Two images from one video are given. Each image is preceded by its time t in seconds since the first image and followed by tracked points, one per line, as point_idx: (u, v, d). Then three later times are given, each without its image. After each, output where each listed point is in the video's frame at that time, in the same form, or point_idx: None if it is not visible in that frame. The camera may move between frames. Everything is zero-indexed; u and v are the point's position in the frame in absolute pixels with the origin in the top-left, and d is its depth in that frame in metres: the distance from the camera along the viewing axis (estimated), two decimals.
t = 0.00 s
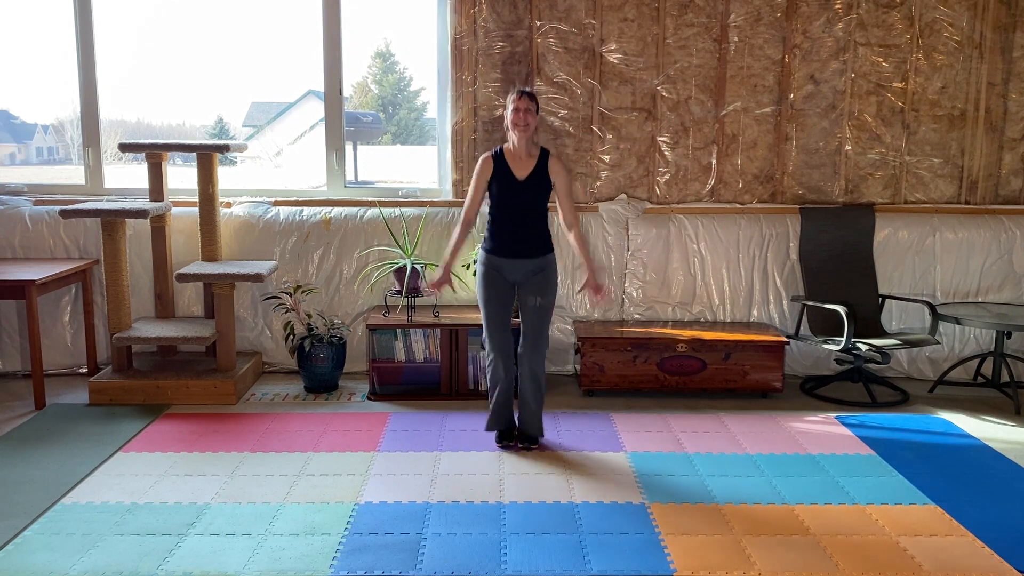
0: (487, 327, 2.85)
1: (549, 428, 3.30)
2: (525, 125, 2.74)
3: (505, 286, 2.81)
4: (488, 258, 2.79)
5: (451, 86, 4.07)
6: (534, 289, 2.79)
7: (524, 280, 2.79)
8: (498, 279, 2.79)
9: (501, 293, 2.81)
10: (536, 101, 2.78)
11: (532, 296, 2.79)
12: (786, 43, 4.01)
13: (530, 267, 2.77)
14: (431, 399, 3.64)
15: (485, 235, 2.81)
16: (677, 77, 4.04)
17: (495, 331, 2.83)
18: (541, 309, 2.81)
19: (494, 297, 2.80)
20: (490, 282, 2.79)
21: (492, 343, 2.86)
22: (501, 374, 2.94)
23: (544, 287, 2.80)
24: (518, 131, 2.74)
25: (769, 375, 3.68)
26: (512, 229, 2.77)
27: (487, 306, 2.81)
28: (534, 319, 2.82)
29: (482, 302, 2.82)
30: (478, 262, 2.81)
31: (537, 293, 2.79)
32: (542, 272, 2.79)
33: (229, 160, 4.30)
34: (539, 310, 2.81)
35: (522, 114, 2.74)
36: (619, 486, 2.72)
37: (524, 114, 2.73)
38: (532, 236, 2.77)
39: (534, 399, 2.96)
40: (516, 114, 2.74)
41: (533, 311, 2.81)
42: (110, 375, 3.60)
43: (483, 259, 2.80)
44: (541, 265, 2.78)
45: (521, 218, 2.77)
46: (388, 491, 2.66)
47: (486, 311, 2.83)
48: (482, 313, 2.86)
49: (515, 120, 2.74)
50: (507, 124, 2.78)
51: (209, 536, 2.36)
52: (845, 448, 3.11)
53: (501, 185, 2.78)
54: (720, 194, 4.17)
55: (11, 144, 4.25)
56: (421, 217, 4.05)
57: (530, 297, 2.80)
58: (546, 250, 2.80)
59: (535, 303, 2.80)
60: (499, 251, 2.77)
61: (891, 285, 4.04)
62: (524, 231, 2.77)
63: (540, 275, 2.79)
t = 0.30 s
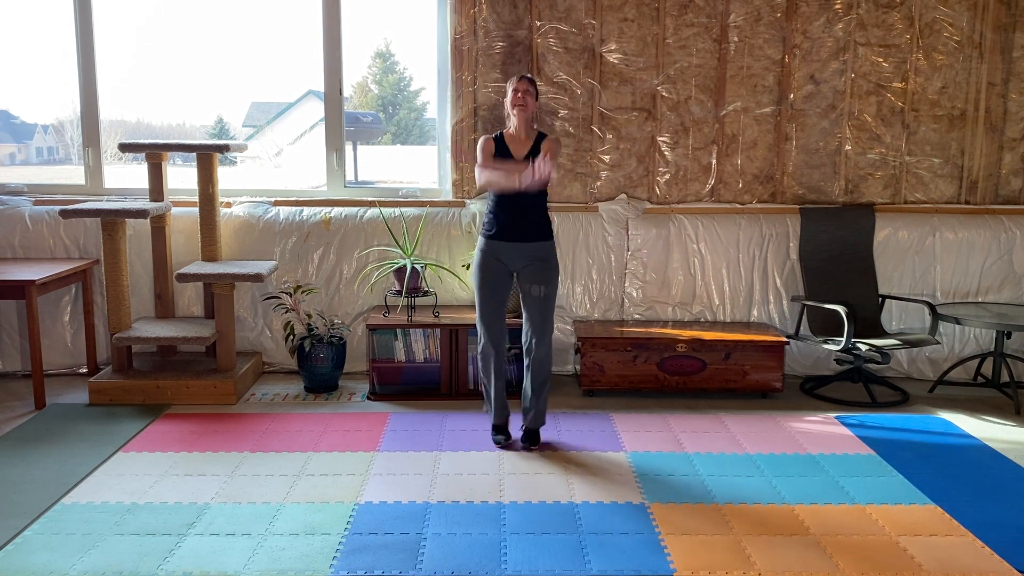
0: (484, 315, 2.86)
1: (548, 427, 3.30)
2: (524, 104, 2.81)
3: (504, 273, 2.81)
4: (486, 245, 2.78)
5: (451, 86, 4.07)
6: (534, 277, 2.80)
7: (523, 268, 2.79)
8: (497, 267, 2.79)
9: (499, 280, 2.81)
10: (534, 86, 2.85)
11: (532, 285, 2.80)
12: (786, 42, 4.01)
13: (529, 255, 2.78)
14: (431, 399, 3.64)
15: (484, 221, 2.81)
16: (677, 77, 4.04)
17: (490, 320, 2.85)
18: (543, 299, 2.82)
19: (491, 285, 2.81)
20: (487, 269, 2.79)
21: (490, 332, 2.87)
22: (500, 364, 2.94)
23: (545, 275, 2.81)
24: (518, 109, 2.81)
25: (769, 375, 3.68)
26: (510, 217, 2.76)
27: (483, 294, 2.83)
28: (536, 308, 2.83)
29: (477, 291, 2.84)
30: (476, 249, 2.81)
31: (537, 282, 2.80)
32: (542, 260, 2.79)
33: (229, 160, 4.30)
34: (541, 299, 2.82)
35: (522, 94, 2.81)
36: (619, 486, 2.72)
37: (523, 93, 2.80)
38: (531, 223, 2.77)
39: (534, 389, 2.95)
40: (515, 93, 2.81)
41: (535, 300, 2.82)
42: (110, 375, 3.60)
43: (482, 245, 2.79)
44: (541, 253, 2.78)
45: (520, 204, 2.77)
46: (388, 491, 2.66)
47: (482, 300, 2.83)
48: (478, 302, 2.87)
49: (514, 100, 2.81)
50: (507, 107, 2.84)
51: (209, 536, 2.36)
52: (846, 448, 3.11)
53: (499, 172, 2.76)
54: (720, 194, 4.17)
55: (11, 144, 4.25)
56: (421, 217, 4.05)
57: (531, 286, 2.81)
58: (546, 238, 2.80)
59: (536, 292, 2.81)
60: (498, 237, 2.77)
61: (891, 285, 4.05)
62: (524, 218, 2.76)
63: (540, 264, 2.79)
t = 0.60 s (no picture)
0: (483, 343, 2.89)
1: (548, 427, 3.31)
2: (518, 132, 2.80)
3: (502, 301, 2.84)
4: (482, 273, 2.83)
5: (451, 86, 4.07)
6: (539, 303, 2.81)
7: (525, 295, 2.81)
8: (496, 296, 2.82)
9: (497, 308, 2.84)
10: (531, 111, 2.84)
11: (538, 311, 2.81)
12: (786, 43, 4.01)
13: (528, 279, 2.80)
14: (431, 399, 3.64)
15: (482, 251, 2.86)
16: (677, 77, 4.04)
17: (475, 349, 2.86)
18: (550, 323, 2.82)
19: (487, 313, 2.83)
20: (484, 299, 2.82)
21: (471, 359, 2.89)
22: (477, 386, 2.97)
23: (548, 299, 2.82)
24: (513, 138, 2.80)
25: (770, 375, 3.68)
26: (507, 244, 2.80)
27: (472, 322, 2.83)
28: (549, 333, 2.83)
29: (465, 320, 2.85)
30: (472, 279, 2.85)
31: (542, 306, 2.81)
32: (543, 286, 2.81)
33: (229, 160, 4.30)
34: (550, 323, 2.82)
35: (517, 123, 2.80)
36: (620, 486, 2.72)
37: (518, 121, 2.79)
38: (528, 250, 2.80)
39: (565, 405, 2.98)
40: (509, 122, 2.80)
41: (545, 325, 2.82)
42: (110, 375, 3.60)
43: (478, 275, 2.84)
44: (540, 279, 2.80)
45: (518, 231, 2.81)
46: (388, 491, 2.66)
47: (467, 327, 2.85)
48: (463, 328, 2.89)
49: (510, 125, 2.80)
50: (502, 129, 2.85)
51: (209, 535, 2.36)
52: (846, 448, 3.10)
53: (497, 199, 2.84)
54: (720, 194, 4.17)
55: (11, 144, 4.25)
56: (421, 217, 4.05)
57: (536, 312, 2.82)
58: (544, 263, 2.82)
59: (543, 317, 2.82)
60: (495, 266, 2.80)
61: (891, 285, 4.05)
62: (521, 245, 2.80)
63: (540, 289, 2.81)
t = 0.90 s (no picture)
0: (483, 333, 2.89)
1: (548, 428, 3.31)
2: (518, 122, 2.75)
3: (502, 291, 2.84)
4: (483, 263, 2.82)
5: (451, 86, 4.07)
6: (537, 293, 2.81)
7: (524, 285, 2.81)
8: (495, 285, 2.82)
9: (496, 297, 2.84)
10: (532, 101, 2.80)
11: (537, 300, 2.81)
12: (786, 43, 4.01)
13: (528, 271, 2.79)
14: (431, 399, 3.64)
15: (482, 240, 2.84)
16: (677, 77, 4.04)
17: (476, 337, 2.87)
18: (548, 313, 2.82)
19: (487, 303, 2.84)
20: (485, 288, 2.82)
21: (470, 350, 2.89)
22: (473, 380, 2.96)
23: (547, 289, 2.81)
24: (513, 127, 2.77)
25: (770, 375, 3.68)
26: (507, 234, 2.78)
27: (474, 311, 2.84)
28: (547, 323, 2.83)
29: (466, 309, 2.86)
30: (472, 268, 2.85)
31: (540, 297, 2.81)
32: (543, 275, 2.80)
33: (229, 160, 4.30)
34: (548, 314, 2.83)
35: (518, 113, 2.76)
36: (619, 486, 2.72)
37: (517, 111, 2.74)
38: (528, 240, 2.79)
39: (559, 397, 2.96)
40: (509, 110, 2.76)
41: (542, 315, 2.82)
42: (110, 375, 3.60)
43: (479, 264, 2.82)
44: (540, 269, 2.80)
45: (517, 222, 2.79)
46: (388, 491, 2.66)
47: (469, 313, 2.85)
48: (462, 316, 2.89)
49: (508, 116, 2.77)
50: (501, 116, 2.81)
51: (209, 536, 2.36)
52: (846, 448, 3.11)
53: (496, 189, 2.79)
54: (720, 194, 4.17)
55: (11, 144, 4.25)
56: (421, 217, 4.05)
57: (534, 301, 2.82)
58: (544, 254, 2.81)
59: (542, 306, 2.82)
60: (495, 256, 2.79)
61: (891, 285, 4.05)
62: (519, 236, 2.78)
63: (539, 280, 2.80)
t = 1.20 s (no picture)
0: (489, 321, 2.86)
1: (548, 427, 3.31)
2: (520, 116, 2.76)
3: (501, 277, 2.83)
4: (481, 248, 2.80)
5: (451, 86, 4.07)
6: (535, 280, 2.80)
7: (523, 271, 2.79)
8: (494, 271, 2.81)
9: (497, 284, 2.82)
10: (532, 88, 2.77)
11: (532, 288, 2.80)
12: (786, 42, 4.01)
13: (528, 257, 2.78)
14: (431, 399, 3.64)
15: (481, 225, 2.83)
16: (677, 77, 4.04)
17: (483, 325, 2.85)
18: (544, 302, 2.81)
19: (487, 289, 2.82)
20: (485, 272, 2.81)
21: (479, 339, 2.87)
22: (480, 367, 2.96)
23: (545, 277, 2.80)
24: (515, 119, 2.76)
25: (770, 375, 3.68)
26: (506, 218, 2.77)
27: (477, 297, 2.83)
28: (540, 311, 2.82)
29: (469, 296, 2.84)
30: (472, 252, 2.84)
31: (538, 284, 2.80)
32: (542, 261, 2.79)
33: (229, 160, 4.30)
34: (543, 302, 2.81)
35: (520, 105, 2.74)
36: (619, 487, 2.72)
37: (518, 104, 2.72)
38: (527, 225, 2.78)
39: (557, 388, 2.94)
40: (511, 105, 2.74)
41: (537, 303, 2.81)
42: (110, 375, 3.60)
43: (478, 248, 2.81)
44: (539, 254, 2.79)
45: (515, 206, 2.78)
46: (388, 491, 2.66)
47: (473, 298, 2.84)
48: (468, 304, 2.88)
49: (510, 107, 2.74)
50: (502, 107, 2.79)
51: (209, 536, 2.36)
52: (846, 448, 3.11)
53: (496, 174, 2.80)
54: (720, 194, 4.17)
55: (11, 144, 4.25)
56: (421, 217, 4.05)
57: (531, 289, 2.80)
58: (545, 239, 2.80)
59: (537, 295, 2.80)
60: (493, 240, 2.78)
61: (891, 285, 4.05)
62: (519, 220, 2.77)
63: (538, 265, 2.79)
